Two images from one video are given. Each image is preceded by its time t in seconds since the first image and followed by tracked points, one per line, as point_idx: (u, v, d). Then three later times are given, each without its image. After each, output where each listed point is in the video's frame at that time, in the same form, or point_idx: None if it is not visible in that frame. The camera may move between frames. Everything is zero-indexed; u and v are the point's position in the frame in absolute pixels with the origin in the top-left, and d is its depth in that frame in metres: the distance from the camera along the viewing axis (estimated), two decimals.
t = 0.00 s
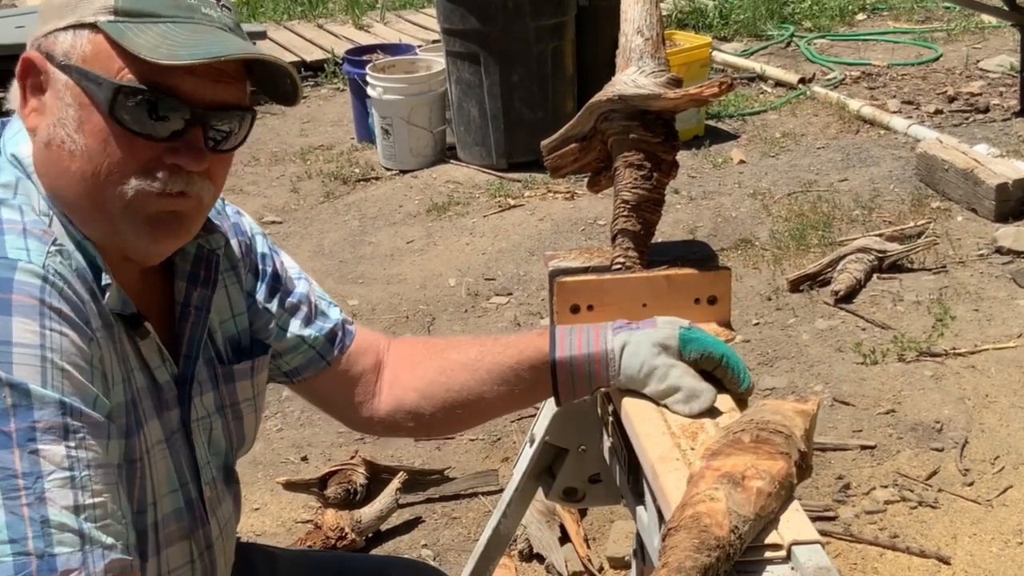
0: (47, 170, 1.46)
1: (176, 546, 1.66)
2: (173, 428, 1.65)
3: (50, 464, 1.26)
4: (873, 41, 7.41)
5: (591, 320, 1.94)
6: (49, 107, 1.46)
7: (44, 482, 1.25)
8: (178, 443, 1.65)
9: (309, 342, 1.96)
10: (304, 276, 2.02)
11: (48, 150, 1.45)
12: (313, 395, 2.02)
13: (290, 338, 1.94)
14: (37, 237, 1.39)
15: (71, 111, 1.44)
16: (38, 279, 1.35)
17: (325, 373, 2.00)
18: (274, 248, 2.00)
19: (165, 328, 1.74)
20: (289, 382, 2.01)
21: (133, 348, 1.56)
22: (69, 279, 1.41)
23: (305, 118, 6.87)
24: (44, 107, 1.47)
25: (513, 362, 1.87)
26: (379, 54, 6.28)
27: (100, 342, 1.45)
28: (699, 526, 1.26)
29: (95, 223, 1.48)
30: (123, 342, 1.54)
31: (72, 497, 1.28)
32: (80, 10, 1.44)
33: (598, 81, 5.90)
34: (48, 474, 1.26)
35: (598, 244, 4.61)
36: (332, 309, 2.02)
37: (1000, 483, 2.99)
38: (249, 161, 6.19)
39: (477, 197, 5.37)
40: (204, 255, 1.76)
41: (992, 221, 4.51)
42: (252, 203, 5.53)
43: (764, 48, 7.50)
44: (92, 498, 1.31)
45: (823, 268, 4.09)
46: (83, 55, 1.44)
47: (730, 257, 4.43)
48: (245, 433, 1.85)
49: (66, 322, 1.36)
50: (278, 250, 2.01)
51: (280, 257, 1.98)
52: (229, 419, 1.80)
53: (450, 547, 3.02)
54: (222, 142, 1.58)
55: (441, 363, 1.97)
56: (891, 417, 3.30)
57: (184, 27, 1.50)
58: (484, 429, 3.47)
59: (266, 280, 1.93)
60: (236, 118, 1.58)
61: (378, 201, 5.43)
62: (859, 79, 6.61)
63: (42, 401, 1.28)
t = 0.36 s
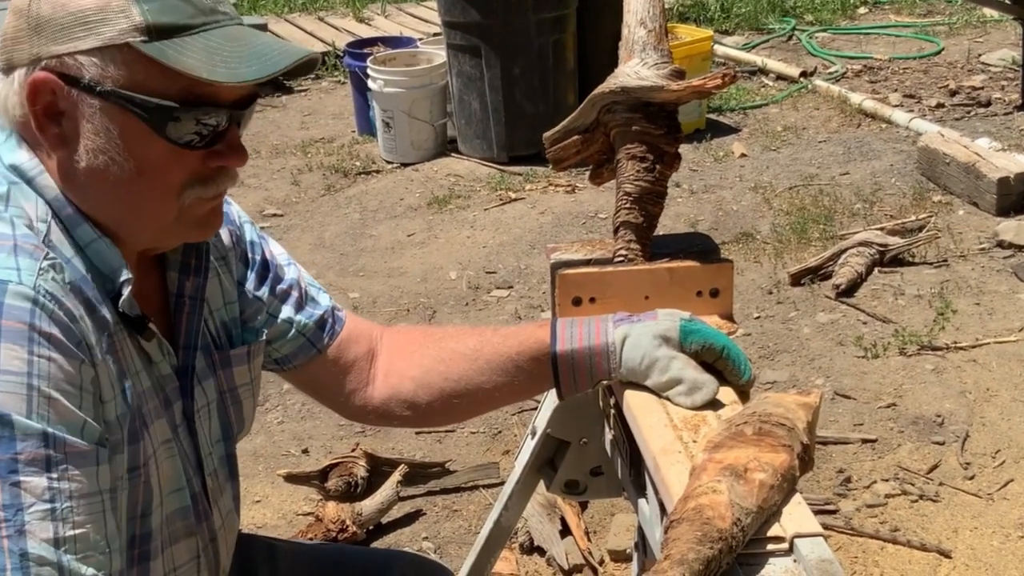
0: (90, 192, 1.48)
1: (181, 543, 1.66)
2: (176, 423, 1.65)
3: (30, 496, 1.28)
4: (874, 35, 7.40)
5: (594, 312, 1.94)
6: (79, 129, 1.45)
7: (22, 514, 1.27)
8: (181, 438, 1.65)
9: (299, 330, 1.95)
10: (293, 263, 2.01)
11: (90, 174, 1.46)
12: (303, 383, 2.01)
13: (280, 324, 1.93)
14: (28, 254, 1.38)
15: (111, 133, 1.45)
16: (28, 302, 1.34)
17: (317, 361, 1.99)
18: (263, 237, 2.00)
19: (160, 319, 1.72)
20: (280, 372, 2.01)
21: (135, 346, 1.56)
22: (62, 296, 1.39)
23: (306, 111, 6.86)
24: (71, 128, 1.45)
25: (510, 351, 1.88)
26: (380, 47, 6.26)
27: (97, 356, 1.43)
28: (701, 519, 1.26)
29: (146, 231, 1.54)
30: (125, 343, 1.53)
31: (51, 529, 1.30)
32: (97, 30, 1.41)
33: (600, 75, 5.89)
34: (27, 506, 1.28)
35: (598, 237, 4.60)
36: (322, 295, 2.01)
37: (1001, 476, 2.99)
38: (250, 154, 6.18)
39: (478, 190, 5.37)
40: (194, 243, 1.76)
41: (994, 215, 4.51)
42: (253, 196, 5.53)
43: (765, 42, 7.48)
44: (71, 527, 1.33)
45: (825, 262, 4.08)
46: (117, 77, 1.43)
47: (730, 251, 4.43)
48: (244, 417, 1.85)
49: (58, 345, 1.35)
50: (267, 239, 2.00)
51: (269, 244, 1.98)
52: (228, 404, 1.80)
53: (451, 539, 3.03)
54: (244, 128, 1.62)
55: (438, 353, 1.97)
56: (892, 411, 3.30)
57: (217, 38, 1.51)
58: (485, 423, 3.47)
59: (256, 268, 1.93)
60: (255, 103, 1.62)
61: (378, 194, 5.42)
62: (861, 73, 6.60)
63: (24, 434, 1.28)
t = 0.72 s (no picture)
0: (48, 167, 1.47)
1: (171, 545, 1.65)
2: (165, 426, 1.64)
3: (4, 499, 1.31)
4: (873, 32, 7.39)
5: (592, 310, 1.93)
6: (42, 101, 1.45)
7: None
8: (170, 439, 1.65)
9: (301, 335, 1.94)
10: (296, 266, 2.00)
11: (48, 148, 1.46)
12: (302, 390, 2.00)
13: (282, 329, 1.92)
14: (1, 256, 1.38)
15: (68, 105, 1.44)
16: None
17: (317, 368, 1.99)
18: (265, 239, 1.98)
19: (151, 317, 1.72)
20: (280, 378, 2.00)
21: (121, 344, 1.55)
22: (34, 298, 1.38)
23: (304, 107, 6.85)
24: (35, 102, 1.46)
25: (510, 354, 1.87)
26: (378, 44, 6.25)
27: (75, 358, 1.43)
28: (700, 518, 1.25)
29: (105, 215, 1.51)
30: (110, 344, 1.52)
31: (26, 531, 1.33)
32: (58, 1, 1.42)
33: (599, 72, 5.88)
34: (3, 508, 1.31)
35: (597, 235, 4.59)
36: (323, 300, 2.00)
37: (1000, 475, 2.99)
38: (248, 151, 6.16)
39: (476, 187, 5.36)
40: (186, 242, 1.75)
41: (992, 212, 4.50)
42: (251, 193, 5.52)
43: (764, 39, 7.47)
44: (48, 530, 1.35)
45: (823, 260, 4.08)
46: (77, 48, 1.43)
47: (729, 248, 4.42)
48: (240, 421, 1.83)
49: (28, 349, 1.35)
50: (269, 241, 1.98)
51: (271, 247, 1.96)
52: (224, 407, 1.80)
53: (449, 537, 3.02)
54: (224, 120, 1.59)
55: (436, 356, 1.96)
56: (891, 409, 3.29)
57: (178, 11, 1.49)
58: (484, 420, 3.47)
59: (259, 271, 1.92)
60: (235, 95, 1.59)
61: (377, 191, 5.42)
62: (860, 70, 6.59)
63: None
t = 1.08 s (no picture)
0: (22, 135, 1.46)
1: (165, 534, 1.63)
2: (166, 414, 1.62)
3: None
4: (874, 31, 7.38)
5: (595, 309, 1.93)
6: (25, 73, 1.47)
7: None
8: (169, 428, 1.62)
9: (323, 345, 1.94)
10: (320, 276, 1.99)
11: (23, 116, 1.45)
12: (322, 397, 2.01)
13: (308, 339, 1.93)
14: None
15: (40, 72, 1.44)
16: None
17: (339, 377, 1.99)
18: (291, 247, 1.97)
19: (160, 313, 1.71)
20: (300, 389, 2.00)
21: (119, 326, 1.54)
22: (22, 266, 1.38)
23: (305, 105, 6.85)
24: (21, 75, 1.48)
25: (514, 358, 1.87)
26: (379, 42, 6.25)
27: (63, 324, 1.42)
28: (706, 517, 1.25)
29: (67, 188, 1.46)
30: (110, 323, 1.51)
31: (19, 485, 1.29)
32: None
33: (599, 70, 5.88)
34: None
35: (598, 233, 4.59)
36: (347, 311, 2.00)
37: (1001, 474, 2.99)
38: (249, 148, 6.16)
39: (477, 185, 5.36)
40: (205, 237, 1.74)
41: (993, 212, 4.50)
42: (251, 191, 5.51)
43: (765, 38, 7.47)
44: (42, 485, 1.31)
45: (824, 259, 4.08)
46: (53, 17, 1.44)
47: (730, 247, 4.42)
48: (249, 424, 1.80)
49: (13, 309, 1.34)
50: (295, 249, 1.98)
51: (298, 256, 1.96)
52: (232, 408, 1.76)
53: (450, 535, 3.02)
54: (206, 105, 1.54)
55: (444, 361, 1.96)
56: (892, 408, 3.29)
57: None
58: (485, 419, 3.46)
59: (286, 279, 1.90)
60: (219, 81, 1.55)
61: (378, 189, 5.41)
62: (861, 69, 6.59)
63: None
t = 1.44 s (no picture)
0: (25, 137, 1.46)
1: (170, 536, 1.63)
2: (170, 416, 1.62)
3: None
4: (876, 31, 7.38)
5: (600, 310, 1.92)
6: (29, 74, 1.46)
7: None
8: (173, 431, 1.62)
9: (327, 346, 1.94)
10: (324, 276, 1.98)
11: (27, 118, 1.45)
12: (325, 398, 2.01)
13: (311, 340, 1.92)
14: None
15: (44, 73, 1.44)
16: None
17: (342, 377, 1.99)
18: (295, 247, 1.97)
19: (164, 314, 1.71)
20: (302, 388, 2.00)
21: (123, 328, 1.54)
22: (28, 269, 1.38)
23: (307, 103, 6.84)
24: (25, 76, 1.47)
25: (518, 358, 1.86)
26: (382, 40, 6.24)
27: (69, 328, 1.42)
28: (712, 519, 1.25)
29: (69, 190, 1.45)
30: (114, 326, 1.51)
31: (23, 489, 1.29)
32: None
33: (602, 70, 5.87)
34: None
35: (601, 233, 4.58)
36: (351, 312, 1.99)
37: (1004, 475, 2.98)
38: (250, 147, 6.15)
39: (479, 184, 5.35)
40: (211, 239, 1.74)
41: (996, 212, 4.50)
42: (253, 189, 5.51)
43: (767, 38, 7.46)
44: (46, 489, 1.31)
45: (827, 259, 4.07)
46: (58, 18, 1.44)
47: (732, 247, 4.41)
48: (254, 426, 1.79)
49: (18, 312, 1.34)
50: (299, 249, 1.97)
51: (301, 257, 1.95)
52: (236, 410, 1.76)
53: (452, 535, 3.02)
54: (210, 107, 1.53)
55: (448, 363, 1.95)
56: (895, 409, 3.29)
57: None
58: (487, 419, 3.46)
59: (289, 279, 1.89)
60: (223, 84, 1.54)
61: (380, 188, 5.41)
62: (863, 69, 6.58)
63: None
